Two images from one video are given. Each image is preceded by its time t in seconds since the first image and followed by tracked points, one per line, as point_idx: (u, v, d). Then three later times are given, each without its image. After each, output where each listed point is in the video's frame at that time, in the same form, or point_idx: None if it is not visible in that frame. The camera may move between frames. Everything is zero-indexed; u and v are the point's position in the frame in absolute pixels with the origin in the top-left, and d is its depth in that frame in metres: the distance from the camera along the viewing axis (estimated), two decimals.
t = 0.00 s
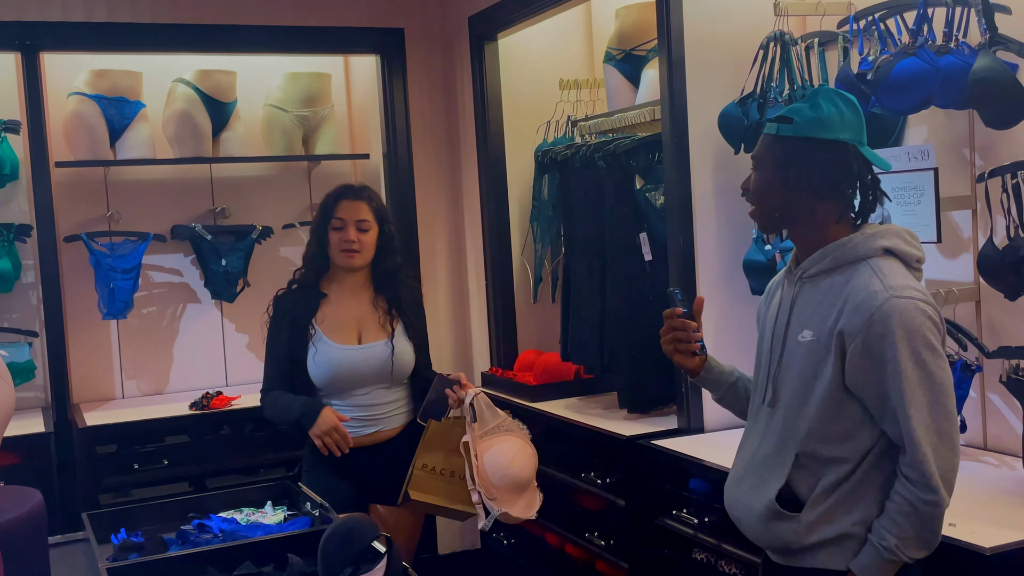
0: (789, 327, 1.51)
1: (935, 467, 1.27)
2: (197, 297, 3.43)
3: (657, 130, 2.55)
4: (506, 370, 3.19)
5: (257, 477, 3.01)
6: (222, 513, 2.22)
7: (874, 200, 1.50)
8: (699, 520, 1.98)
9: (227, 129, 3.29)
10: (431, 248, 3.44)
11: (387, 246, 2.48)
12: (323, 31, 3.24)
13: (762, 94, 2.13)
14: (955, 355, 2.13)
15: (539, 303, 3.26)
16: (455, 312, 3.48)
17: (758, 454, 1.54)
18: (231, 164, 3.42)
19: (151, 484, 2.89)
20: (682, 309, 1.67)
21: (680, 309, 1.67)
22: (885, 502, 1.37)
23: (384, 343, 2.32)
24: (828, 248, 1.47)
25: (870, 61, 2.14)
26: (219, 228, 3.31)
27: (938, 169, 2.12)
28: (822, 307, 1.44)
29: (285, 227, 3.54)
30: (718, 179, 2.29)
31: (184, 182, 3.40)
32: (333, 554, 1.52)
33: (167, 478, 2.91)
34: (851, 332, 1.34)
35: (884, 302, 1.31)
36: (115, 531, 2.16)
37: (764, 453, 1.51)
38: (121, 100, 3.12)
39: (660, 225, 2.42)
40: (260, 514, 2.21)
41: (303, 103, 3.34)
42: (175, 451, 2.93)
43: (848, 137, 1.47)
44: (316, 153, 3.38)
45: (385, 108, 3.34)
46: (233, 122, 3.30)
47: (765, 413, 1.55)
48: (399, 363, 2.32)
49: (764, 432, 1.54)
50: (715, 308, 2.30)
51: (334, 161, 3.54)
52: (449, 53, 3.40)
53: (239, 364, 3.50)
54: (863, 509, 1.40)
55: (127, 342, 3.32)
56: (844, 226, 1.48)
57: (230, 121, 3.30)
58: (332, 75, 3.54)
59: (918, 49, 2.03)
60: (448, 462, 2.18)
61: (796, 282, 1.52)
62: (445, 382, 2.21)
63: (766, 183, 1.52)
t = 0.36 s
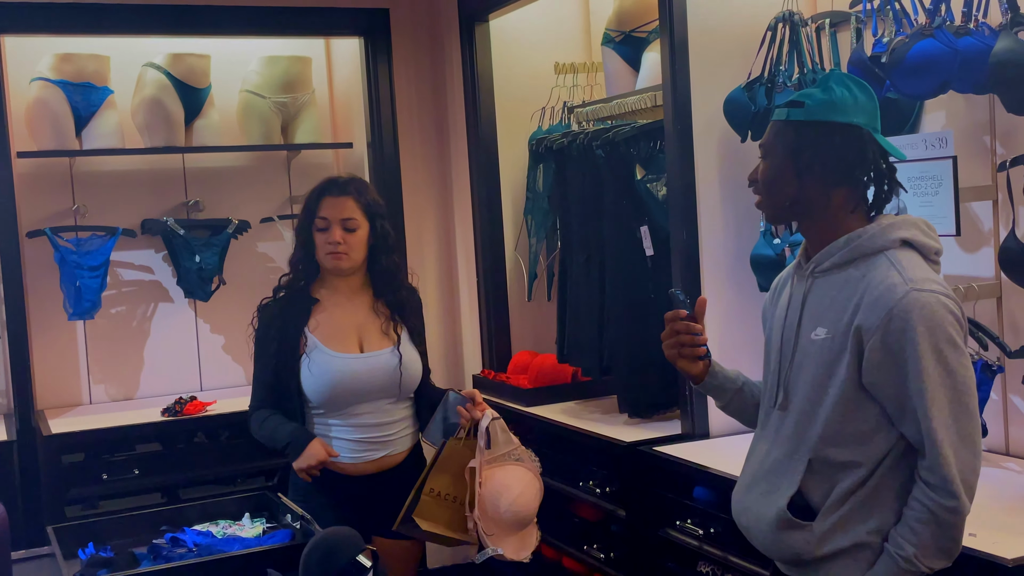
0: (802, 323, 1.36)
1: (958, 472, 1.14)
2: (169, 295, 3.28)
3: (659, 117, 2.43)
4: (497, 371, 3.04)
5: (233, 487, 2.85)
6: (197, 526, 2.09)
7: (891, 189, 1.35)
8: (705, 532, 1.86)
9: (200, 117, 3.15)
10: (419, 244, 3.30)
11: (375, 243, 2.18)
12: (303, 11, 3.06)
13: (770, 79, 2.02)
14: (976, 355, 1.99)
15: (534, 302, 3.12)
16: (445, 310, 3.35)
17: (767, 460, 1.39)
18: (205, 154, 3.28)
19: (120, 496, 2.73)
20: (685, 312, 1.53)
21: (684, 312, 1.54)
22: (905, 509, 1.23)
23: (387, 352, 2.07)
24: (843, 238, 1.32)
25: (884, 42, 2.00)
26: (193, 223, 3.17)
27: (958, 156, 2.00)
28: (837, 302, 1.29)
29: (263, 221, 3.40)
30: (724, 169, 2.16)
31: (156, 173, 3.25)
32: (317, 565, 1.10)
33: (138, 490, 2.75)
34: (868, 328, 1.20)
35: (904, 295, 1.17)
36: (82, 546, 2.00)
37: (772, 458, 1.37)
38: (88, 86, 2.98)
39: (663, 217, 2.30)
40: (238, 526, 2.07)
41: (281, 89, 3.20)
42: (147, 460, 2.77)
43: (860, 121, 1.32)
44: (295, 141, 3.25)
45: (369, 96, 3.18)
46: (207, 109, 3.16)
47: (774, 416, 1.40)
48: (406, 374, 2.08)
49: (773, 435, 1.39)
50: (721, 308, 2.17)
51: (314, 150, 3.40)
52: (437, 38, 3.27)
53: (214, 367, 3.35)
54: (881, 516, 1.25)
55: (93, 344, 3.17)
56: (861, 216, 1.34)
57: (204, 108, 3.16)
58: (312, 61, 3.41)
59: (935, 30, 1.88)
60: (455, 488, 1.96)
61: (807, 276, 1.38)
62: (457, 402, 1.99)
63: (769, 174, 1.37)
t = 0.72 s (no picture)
0: (801, 319, 1.30)
1: (961, 473, 1.07)
2: (148, 293, 3.21)
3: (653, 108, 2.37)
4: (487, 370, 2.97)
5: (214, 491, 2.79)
6: (177, 532, 2.01)
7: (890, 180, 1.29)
8: (703, 534, 1.80)
9: (179, 108, 3.07)
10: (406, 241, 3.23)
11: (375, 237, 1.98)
12: None
13: (768, 67, 1.95)
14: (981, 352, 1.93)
15: (525, 298, 3.05)
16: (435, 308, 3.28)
17: (765, 461, 1.32)
18: (185, 146, 3.20)
19: (98, 501, 2.65)
20: (679, 308, 1.46)
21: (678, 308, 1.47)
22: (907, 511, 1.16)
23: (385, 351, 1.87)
24: (843, 231, 1.25)
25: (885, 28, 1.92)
26: (172, 218, 3.12)
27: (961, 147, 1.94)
28: (838, 296, 1.23)
29: (244, 216, 3.33)
30: (721, 160, 2.10)
31: (135, 166, 3.17)
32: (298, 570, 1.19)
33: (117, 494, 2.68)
34: (870, 324, 1.14)
35: (905, 290, 1.10)
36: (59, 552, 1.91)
37: (771, 459, 1.30)
38: (63, 76, 2.91)
39: (658, 211, 2.24)
40: (220, 531, 2.00)
41: (263, 79, 3.12)
42: (126, 464, 2.70)
43: (862, 108, 1.26)
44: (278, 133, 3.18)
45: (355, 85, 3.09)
46: (187, 99, 3.08)
47: (773, 415, 1.34)
48: (410, 375, 1.88)
49: (772, 435, 1.33)
50: (717, 306, 2.12)
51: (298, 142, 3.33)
52: (424, 28, 3.20)
53: (195, 368, 3.28)
54: (883, 518, 1.19)
55: (68, 345, 3.10)
56: (863, 208, 1.26)
57: (183, 98, 3.08)
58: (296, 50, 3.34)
59: (938, 17, 1.81)
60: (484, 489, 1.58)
61: (806, 269, 1.31)
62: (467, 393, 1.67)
63: (769, 164, 1.30)
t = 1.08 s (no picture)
0: (801, 315, 1.24)
1: (967, 476, 1.03)
2: (129, 288, 3.15)
3: (647, 97, 2.32)
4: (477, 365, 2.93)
5: (197, 491, 2.74)
6: (158, 534, 1.95)
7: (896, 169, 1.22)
8: (698, 534, 1.75)
9: (160, 98, 3.01)
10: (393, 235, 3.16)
11: (413, 242, 1.67)
12: None
13: (765, 56, 1.89)
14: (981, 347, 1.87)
15: (516, 293, 3.00)
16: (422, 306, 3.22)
17: (763, 458, 1.27)
18: (166, 137, 3.15)
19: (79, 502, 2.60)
20: (674, 300, 1.41)
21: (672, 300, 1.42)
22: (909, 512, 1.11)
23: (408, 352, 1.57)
24: (847, 225, 1.20)
25: (884, 15, 1.86)
26: (152, 211, 3.05)
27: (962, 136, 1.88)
28: (840, 291, 1.17)
29: (227, 209, 3.27)
30: (718, 151, 2.05)
31: (115, 159, 3.11)
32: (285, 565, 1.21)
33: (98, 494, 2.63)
34: (873, 322, 1.08)
35: (912, 287, 1.05)
36: (36, 555, 1.86)
37: (770, 458, 1.25)
38: (39, 65, 2.85)
39: (651, 204, 2.20)
40: (203, 533, 1.95)
41: (246, 68, 3.07)
42: (106, 463, 2.64)
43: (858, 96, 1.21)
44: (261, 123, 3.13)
45: (340, 74, 3.02)
46: (167, 89, 3.02)
47: (772, 413, 1.29)
48: (427, 378, 1.56)
49: (771, 433, 1.28)
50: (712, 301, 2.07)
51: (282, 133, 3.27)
52: (411, 18, 3.15)
53: (176, 365, 3.22)
54: (884, 519, 1.14)
55: (47, 341, 3.04)
56: (867, 200, 1.21)
57: (163, 89, 3.02)
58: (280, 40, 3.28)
59: (939, 3, 1.74)
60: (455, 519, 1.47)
61: (808, 263, 1.26)
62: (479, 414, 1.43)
63: (767, 159, 1.26)
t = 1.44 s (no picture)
0: (740, 323, 1.22)
1: (910, 461, 1.01)
2: (119, 281, 3.14)
3: (639, 90, 2.34)
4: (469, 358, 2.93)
5: (186, 485, 2.74)
6: (148, 528, 1.94)
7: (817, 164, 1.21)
8: (690, 528, 1.74)
9: (149, 90, 3.02)
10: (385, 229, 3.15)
11: (475, 239, 1.63)
12: None
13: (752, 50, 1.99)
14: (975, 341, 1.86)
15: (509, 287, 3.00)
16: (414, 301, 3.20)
17: (727, 466, 1.25)
18: (155, 130, 3.14)
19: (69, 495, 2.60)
20: (633, 301, 1.41)
21: (631, 302, 1.41)
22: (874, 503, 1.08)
23: (471, 353, 1.54)
24: (767, 228, 1.18)
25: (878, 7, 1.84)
26: (143, 203, 3.03)
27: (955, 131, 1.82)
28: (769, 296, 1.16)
29: (218, 201, 3.27)
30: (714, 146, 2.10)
31: (104, 151, 3.10)
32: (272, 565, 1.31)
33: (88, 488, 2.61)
34: (798, 322, 1.07)
35: (828, 282, 1.04)
36: (24, 549, 1.84)
37: (733, 465, 1.23)
38: (28, 56, 2.84)
39: (644, 198, 2.23)
40: (194, 527, 1.93)
41: (236, 60, 3.10)
42: (96, 457, 2.63)
43: (766, 96, 1.22)
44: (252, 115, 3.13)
45: (332, 67, 3.03)
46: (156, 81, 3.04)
47: (729, 418, 1.27)
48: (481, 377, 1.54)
49: (730, 440, 1.26)
50: (702, 295, 2.09)
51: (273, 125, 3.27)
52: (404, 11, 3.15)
53: (166, 358, 3.21)
54: (851, 513, 1.11)
55: (35, 334, 3.02)
56: (788, 195, 1.18)
57: (153, 81, 3.04)
58: (271, 33, 3.30)
59: None
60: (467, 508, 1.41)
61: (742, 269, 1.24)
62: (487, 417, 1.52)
63: (691, 171, 1.28)
